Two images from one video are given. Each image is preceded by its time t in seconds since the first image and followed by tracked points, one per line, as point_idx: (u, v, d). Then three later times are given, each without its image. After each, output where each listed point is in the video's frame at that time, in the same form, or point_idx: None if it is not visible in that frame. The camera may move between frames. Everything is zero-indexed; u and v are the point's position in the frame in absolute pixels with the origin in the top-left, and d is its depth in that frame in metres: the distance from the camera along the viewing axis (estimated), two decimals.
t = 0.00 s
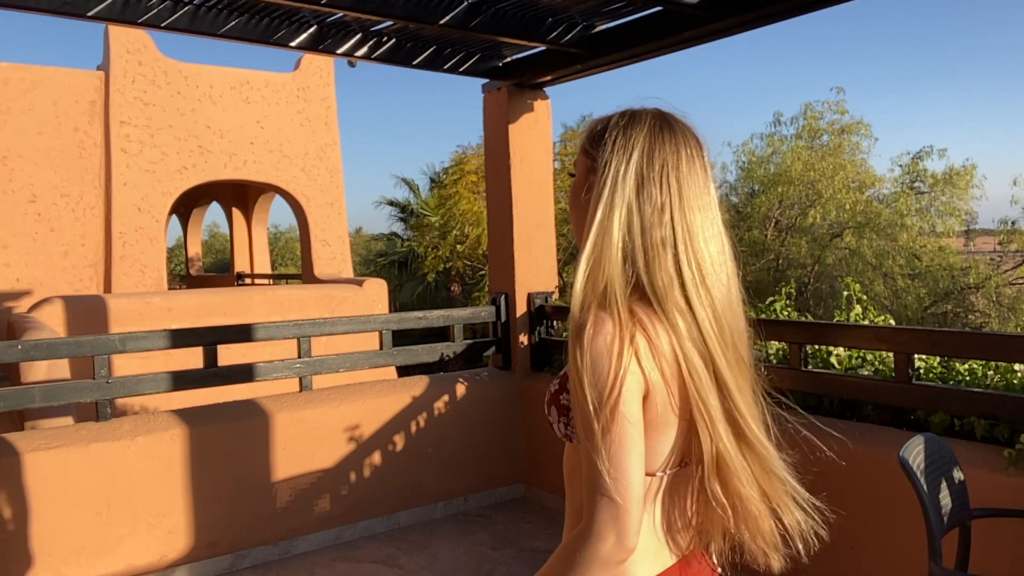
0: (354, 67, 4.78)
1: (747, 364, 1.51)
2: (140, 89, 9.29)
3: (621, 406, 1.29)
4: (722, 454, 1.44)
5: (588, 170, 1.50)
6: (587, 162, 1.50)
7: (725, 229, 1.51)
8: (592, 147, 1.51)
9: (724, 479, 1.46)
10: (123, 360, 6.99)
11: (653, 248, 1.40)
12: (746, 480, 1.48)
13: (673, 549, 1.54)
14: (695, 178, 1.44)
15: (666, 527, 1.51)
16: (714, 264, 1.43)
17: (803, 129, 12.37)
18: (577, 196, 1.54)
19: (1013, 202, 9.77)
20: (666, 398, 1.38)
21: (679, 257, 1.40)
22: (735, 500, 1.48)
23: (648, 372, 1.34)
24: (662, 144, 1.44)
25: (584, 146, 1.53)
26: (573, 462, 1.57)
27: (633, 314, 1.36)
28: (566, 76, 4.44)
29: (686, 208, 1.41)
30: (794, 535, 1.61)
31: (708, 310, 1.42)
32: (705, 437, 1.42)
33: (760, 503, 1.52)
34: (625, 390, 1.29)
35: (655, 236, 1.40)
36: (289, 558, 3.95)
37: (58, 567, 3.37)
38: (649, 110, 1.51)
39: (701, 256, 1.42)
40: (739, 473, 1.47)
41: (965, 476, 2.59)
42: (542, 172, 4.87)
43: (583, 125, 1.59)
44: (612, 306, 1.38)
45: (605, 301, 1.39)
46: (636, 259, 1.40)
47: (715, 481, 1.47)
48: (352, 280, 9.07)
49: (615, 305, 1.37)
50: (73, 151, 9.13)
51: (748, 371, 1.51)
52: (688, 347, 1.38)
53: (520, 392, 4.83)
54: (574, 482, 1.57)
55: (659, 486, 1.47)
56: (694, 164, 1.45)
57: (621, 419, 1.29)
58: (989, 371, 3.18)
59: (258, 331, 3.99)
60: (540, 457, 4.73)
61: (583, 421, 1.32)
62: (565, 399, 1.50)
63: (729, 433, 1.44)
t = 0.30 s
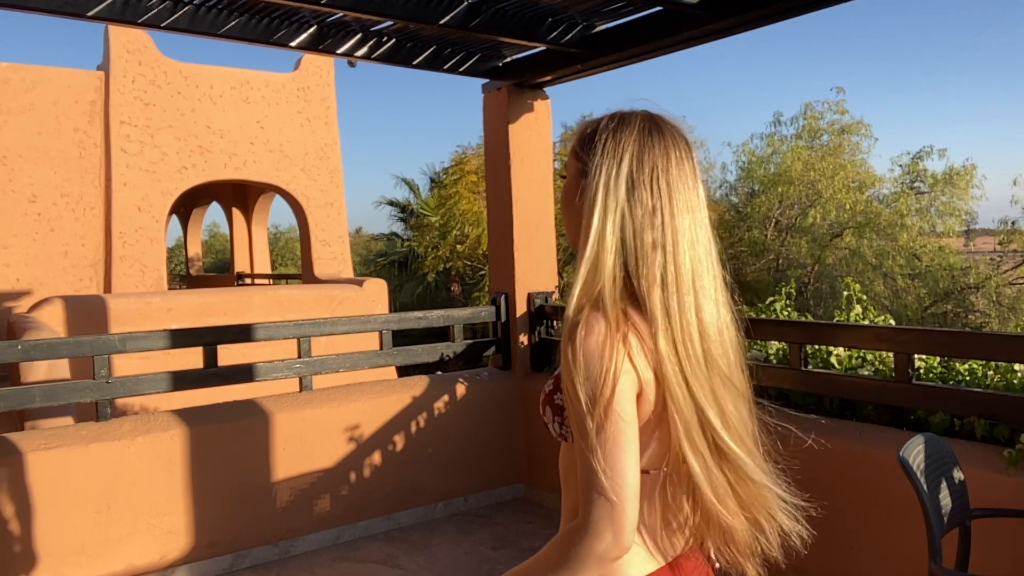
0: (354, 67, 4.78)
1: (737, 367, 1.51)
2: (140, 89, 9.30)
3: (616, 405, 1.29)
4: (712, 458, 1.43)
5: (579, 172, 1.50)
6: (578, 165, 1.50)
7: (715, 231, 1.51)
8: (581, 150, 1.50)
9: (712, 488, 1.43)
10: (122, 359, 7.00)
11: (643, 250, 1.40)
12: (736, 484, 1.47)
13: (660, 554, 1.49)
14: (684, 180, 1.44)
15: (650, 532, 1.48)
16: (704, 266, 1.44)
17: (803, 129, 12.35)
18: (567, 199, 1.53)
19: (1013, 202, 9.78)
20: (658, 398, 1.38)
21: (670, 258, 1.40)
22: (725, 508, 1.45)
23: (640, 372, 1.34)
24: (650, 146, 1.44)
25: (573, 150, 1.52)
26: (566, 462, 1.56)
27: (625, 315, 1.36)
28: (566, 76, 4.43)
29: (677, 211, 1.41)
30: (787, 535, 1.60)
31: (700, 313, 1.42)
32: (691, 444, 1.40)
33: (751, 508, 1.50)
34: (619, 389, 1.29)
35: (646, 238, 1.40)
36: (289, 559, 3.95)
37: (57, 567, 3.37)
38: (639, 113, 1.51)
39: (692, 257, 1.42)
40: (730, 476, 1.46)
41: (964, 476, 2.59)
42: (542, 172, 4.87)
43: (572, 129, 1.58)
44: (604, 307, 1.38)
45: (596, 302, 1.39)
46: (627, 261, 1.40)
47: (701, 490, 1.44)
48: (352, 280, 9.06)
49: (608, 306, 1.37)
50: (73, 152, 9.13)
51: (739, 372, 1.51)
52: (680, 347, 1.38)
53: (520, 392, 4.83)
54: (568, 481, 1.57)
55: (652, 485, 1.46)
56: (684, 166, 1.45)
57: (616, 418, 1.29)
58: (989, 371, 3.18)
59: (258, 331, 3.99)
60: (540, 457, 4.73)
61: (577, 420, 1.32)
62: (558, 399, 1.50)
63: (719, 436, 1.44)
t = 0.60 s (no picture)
0: (354, 67, 4.79)
1: (726, 368, 1.50)
2: (140, 89, 9.30)
3: (602, 405, 1.29)
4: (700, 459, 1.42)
5: (567, 174, 1.49)
6: (566, 166, 1.49)
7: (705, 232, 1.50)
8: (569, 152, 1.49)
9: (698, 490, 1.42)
10: (122, 360, 7.00)
11: (630, 250, 1.39)
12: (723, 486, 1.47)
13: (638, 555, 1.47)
14: (673, 181, 1.43)
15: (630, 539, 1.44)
16: (694, 267, 1.42)
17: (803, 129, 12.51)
18: (557, 200, 1.52)
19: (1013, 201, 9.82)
20: (646, 400, 1.37)
21: (658, 258, 1.39)
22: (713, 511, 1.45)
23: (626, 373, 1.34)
24: (639, 147, 1.43)
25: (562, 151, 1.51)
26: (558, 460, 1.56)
27: (614, 317, 1.35)
28: (566, 76, 4.43)
29: (666, 213, 1.40)
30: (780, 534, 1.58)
31: (689, 315, 1.41)
32: (677, 446, 1.39)
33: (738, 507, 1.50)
34: (605, 389, 1.30)
35: (633, 238, 1.39)
36: (289, 559, 3.94)
37: (57, 568, 3.37)
38: (627, 115, 1.50)
39: (681, 259, 1.41)
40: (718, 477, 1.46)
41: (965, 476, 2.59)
42: (542, 172, 4.87)
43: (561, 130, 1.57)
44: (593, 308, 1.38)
45: (583, 304, 1.39)
46: (616, 263, 1.39)
47: (688, 495, 1.42)
48: (352, 280, 9.07)
49: (596, 307, 1.37)
50: (73, 152, 9.13)
51: (728, 374, 1.51)
52: (668, 350, 1.38)
53: (520, 392, 4.83)
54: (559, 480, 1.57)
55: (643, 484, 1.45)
56: (672, 167, 1.44)
57: (602, 418, 1.29)
58: (989, 371, 3.18)
59: (258, 331, 3.99)
60: (540, 457, 4.72)
61: (564, 421, 1.33)
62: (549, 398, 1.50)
63: (704, 437, 1.43)
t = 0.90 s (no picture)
0: (354, 67, 4.79)
1: (713, 370, 1.49)
2: (140, 89, 9.31)
3: (583, 407, 1.28)
4: (684, 460, 1.42)
5: (552, 179, 1.47)
6: (551, 172, 1.48)
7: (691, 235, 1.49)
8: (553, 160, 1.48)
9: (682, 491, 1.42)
10: (122, 360, 7.00)
11: (613, 254, 1.37)
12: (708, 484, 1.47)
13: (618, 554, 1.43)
14: (655, 185, 1.42)
15: (608, 542, 1.41)
16: (678, 270, 1.41)
17: (804, 129, 12.54)
18: (544, 204, 1.51)
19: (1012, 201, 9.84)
20: (630, 402, 1.36)
21: (641, 262, 1.37)
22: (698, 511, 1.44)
23: (606, 374, 1.33)
24: (621, 152, 1.42)
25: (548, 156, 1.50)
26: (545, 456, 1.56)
27: (595, 321, 1.34)
28: (566, 76, 4.43)
29: (647, 216, 1.39)
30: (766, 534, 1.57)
31: (674, 318, 1.39)
32: (660, 449, 1.38)
33: (721, 505, 1.50)
34: (585, 390, 1.29)
35: (617, 242, 1.37)
36: (289, 559, 3.94)
37: (57, 567, 3.37)
38: (611, 118, 1.49)
39: (665, 262, 1.39)
40: (703, 477, 1.45)
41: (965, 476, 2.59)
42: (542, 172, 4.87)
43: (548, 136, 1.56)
44: (575, 310, 1.37)
45: (564, 306, 1.38)
46: (598, 266, 1.38)
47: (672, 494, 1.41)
48: (352, 280, 9.07)
49: (578, 309, 1.36)
50: (73, 152, 9.13)
51: (714, 376, 1.49)
52: (651, 353, 1.36)
53: (519, 392, 4.83)
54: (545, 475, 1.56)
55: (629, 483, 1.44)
56: (654, 171, 1.43)
57: (583, 419, 1.28)
58: (989, 371, 3.18)
59: (258, 331, 3.98)
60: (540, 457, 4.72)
61: (546, 422, 1.32)
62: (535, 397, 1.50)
63: (689, 439, 1.42)
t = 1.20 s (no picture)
0: (354, 67, 4.80)
1: (698, 372, 1.47)
2: (140, 89, 9.31)
3: (560, 408, 1.28)
4: (667, 461, 1.41)
5: (534, 184, 1.47)
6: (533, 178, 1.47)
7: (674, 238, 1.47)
8: (537, 165, 1.48)
9: (666, 490, 1.41)
10: (122, 360, 7.00)
11: (592, 258, 1.37)
12: (694, 482, 1.46)
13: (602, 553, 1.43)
14: (635, 191, 1.41)
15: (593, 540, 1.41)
16: (659, 274, 1.39)
17: (804, 129, 12.87)
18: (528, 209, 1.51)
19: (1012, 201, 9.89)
20: (610, 404, 1.35)
21: (619, 266, 1.36)
22: (682, 508, 1.44)
23: (585, 377, 1.32)
24: (599, 158, 1.41)
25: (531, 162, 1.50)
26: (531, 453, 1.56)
27: (573, 324, 1.33)
28: (566, 76, 4.43)
29: (626, 222, 1.38)
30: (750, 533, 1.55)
31: (655, 322, 1.38)
32: (642, 451, 1.37)
33: (705, 507, 1.49)
34: (562, 393, 1.28)
35: (595, 247, 1.37)
36: (288, 559, 3.94)
37: (57, 567, 3.37)
38: (592, 124, 1.48)
39: (644, 266, 1.38)
40: (687, 477, 1.44)
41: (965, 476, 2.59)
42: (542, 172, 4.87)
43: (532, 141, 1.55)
44: (554, 314, 1.37)
45: (544, 310, 1.37)
46: (577, 269, 1.37)
47: (654, 496, 1.40)
48: (352, 280, 9.07)
49: (556, 312, 1.36)
50: (73, 152, 9.13)
51: (700, 379, 1.48)
52: (631, 356, 1.35)
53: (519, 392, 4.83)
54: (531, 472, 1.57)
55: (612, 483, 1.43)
56: (634, 177, 1.41)
57: (560, 421, 1.28)
58: (989, 371, 3.18)
59: (258, 331, 3.98)
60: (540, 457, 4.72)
61: (524, 422, 1.32)
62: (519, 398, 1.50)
63: (672, 440, 1.41)
